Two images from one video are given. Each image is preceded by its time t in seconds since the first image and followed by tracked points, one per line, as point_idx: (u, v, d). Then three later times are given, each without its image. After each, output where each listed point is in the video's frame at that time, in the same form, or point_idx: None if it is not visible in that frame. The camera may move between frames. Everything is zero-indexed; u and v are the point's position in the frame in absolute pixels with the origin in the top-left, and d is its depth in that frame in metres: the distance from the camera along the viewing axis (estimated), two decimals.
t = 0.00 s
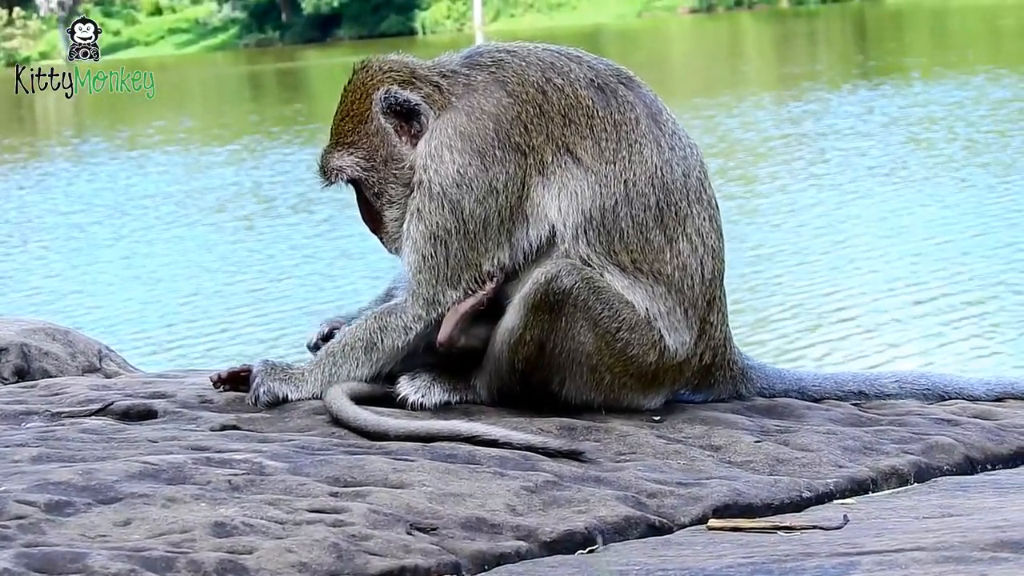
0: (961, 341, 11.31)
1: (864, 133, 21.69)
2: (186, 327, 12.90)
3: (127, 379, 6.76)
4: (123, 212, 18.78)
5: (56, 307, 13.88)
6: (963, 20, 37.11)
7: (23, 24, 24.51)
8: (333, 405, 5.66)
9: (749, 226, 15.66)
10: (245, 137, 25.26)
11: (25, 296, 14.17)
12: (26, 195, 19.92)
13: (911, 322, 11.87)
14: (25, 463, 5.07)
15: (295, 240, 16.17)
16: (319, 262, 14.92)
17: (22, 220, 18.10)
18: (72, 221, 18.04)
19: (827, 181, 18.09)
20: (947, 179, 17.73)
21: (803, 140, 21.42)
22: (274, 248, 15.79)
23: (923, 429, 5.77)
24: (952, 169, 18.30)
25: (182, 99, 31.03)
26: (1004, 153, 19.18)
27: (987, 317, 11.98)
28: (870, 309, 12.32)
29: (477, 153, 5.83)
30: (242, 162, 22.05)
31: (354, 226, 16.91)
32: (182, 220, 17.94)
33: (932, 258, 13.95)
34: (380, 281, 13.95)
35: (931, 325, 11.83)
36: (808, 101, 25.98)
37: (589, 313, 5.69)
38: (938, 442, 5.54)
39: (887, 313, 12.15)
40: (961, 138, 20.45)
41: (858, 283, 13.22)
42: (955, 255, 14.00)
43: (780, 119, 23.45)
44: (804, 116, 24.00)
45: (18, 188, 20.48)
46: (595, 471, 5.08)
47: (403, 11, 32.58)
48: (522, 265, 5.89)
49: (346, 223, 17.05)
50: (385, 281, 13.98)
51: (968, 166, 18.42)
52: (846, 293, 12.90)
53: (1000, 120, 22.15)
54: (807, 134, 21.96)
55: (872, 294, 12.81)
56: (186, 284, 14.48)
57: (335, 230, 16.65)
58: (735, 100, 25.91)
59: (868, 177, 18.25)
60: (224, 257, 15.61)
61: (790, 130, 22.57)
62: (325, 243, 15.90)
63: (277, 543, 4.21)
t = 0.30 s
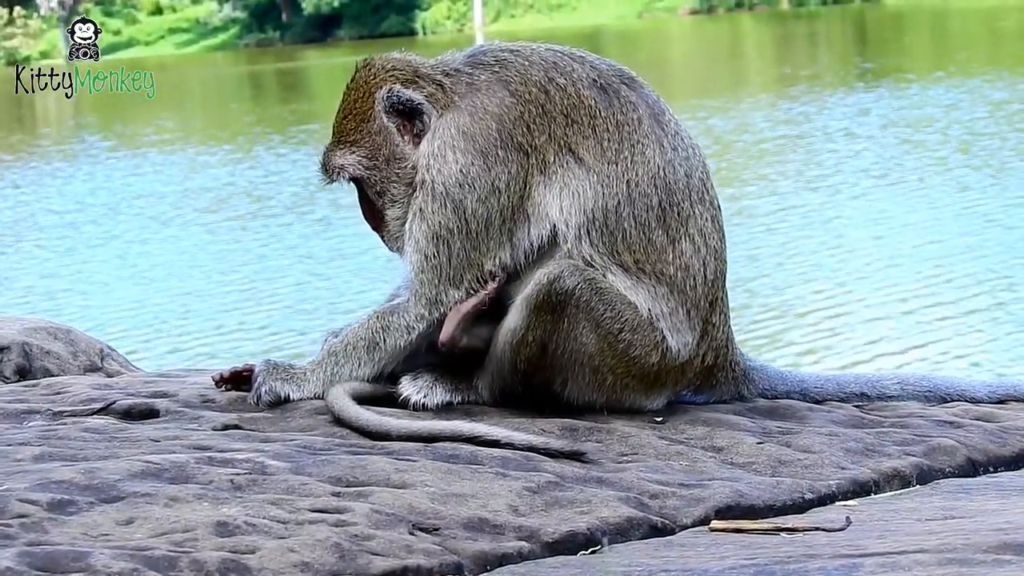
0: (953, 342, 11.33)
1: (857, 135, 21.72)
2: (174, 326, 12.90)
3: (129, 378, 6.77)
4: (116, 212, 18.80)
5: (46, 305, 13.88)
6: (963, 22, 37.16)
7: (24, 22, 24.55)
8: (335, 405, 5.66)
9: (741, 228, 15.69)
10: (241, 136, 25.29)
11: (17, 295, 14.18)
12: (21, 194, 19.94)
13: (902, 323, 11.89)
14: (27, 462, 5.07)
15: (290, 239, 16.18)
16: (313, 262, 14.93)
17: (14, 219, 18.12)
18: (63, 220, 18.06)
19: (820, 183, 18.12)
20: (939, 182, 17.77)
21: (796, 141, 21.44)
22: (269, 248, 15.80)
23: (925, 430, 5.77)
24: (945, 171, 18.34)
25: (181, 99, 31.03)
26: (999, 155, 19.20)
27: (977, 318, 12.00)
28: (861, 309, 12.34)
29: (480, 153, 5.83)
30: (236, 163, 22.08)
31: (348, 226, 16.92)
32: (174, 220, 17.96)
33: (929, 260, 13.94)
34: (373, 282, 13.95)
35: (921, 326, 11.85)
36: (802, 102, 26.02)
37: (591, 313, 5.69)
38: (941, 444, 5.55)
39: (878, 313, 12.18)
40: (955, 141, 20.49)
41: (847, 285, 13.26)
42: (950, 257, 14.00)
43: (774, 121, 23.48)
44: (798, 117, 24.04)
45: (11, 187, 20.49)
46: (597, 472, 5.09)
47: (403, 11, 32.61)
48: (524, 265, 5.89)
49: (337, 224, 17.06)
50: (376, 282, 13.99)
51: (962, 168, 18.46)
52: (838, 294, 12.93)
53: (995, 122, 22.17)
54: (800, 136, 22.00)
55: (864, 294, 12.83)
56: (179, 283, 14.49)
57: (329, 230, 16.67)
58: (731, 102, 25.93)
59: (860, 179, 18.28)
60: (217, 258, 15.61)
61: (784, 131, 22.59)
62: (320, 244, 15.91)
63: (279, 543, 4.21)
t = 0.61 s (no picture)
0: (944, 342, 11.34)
1: (855, 137, 21.70)
2: (165, 326, 12.89)
3: (133, 377, 6.77)
4: (111, 212, 18.79)
5: (39, 303, 13.87)
6: (965, 24, 37.16)
7: (26, 22, 24.59)
8: (338, 404, 5.66)
9: (738, 229, 15.68)
10: (239, 136, 25.29)
11: (14, 294, 14.21)
12: (18, 193, 19.97)
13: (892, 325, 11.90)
14: (31, 460, 5.07)
15: (287, 238, 16.16)
16: (308, 261, 14.92)
17: (9, 219, 18.11)
18: (57, 220, 18.05)
19: (815, 184, 18.11)
20: (935, 183, 17.76)
21: (793, 142, 21.43)
22: (266, 248, 15.79)
23: (929, 432, 5.76)
24: (940, 173, 18.32)
25: (182, 98, 31.04)
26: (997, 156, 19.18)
27: (967, 318, 12.01)
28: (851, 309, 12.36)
29: (483, 152, 5.83)
30: (233, 163, 22.08)
31: (345, 226, 16.91)
32: (168, 220, 17.97)
33: (928, 261, 13.92)
34: (368, 282, 13.94)
35: (910, 327, 11.86)
36: (800, 103, 26.02)
37: (595, 313, 5.69)
38: (944, 446, 5.55)
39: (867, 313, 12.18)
40: (952, 142, 20.48)
41: (837, 286, 13.25)
42: (948, 259, 13.99)
43: (772, 121, 23.45)
44: (797, 119, 24.02)
45: (7, 186, 20.49)
46: (601, 472, 5.08)
47: (405, 12, 32.66)
48: (527, 264, 5.89)
49: (333, 223, 17.05)
50: (369, 284, 13.96)
51: (959, 170, 18.44)
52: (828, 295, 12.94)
53: (993, 124, 22.16)
54: (798, 137, 21.98)
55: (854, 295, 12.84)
56: (176, 283, 14.52)
57: (326, 230, 16.66)
58: (730, 103, 25.94)
59: (854, 181, 18.27)
60: (213, 258, 15.60)
61: (782, 131, 22.58)
62: (317, 244, 15.91)
63: (283, 542, 4.21)
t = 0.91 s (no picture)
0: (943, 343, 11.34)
1: (852, 137, 21.70)
2: (160, 326, 12.90)
3: (137, 377, 6.77)
4: (106, 211, 18.81)
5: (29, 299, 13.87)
6: (967, 24, 37.17)
7: (28, 20, 24.62)
8: (342, 405, 5.66)
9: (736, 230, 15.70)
10: (238, 135, 25.31)
11: (11, 293, 14.24)
12: (16, 192, 19.99)
13: (891, 326, 11.89)
14: (36, 460, 5.08)
15: (281, 239, 16.16)
16: (303, 261, 14.94)
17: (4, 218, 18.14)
18: (53, 220, 18.08)
19: (812, 184, 18.10)
20: (933, 184, 17.76)
21: (791, 142, 21.44)
22: (260, 250, 15.77)
23: (933, 434, 5.76)
24: (936, 174, 18.32)
25: (184, 97, 31.06)
26: (996, 157, 19.18)
27: (959, 318, 12.02)
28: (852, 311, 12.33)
29: (488, 153, 5.83)
30: (229, 163, 22.11)
31: (340, 226, 16.90)
32: (163, 220, 18.01)
33: (925, 262, 13.93)
34: (364, 283, 13.94)
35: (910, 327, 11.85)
36: (799, 103, 26.00)
37: (599, 315, 5.69)
38: (949, 447, 5.54)
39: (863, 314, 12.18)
40: (950, 143, 20.47)
41: (831, 286, 13.26)
42: (946, 259, 13.99)
43: (770, 121, 23.47)
44: (795, 118, 24.02)
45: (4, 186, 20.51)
46: (605, 473, 5.08)
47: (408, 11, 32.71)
48: (531, 266, 5.89)
49: (329, 223, 17.06)
50: (366, 283, 13.97)
51: (955, 171, 18.43)
52: (828, 295, 12.92)
53: (991, 124, 22.17)
54: (795, 136, 21.99)
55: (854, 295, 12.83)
56: (172, 283, 14.54)
57: (323, 229, 16.68)
58: (728, 103, 25.97)
59: (850, 181, 18.27)
60: (208, 258, 15.59)
61: (779, 131, 22.60)
62: (313, 243, 15.93)
63: (287, 542, 4.22)
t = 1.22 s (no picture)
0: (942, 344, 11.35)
1: (852, 140, 21.74)
2: (159, 330, 12.93)
3: (144, 378, 6.79)
4: (105, 214, 18.89)
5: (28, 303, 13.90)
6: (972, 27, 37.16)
7: (34, 24, 24.69)
8: (349, 406, 5.66)
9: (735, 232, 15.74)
10: (239, 139, 25.39)
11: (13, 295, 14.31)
12: (18, 196, 20.07)
13: (890, 329, 11.90)
14: (42, 461, 5.09)
15: (284, 241, 16.21)
16: (304, 264, 14.98)
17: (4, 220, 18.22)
18: (52, 223, 18.16)
19: (811, 186, 18.12)
20: (933, 187, 17.77)
21: (791, 145, 21.46)
22: (263, 255, 15.80)
23: (939, 435, 5.76)
24: (936, 177, 18.33)
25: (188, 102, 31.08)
26: (998, 160, 19.19)
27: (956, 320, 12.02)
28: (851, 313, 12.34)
29: (495, 154, 5.83)
30: (229, 167, 22.18)
31: (341, 229, 16.94)
32: (161, 224, 18.09)
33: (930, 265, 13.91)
34: (365, 287, 13.97)
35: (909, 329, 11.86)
36: (803, 106, 26.00)
37: (606, 316, 5.69)
38: (955, 448, 5.55)
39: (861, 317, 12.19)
40: (950, 146, 20.48)
41: (831, 289, 13.29)
42: (948, 262, 13.98)
43: (770, 125, 23.48)
44: (797, 121, 24.05)
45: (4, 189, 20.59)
46: (612, 474, 5.08)
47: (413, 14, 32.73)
48: (538, 268, 5.90)
49: (329, 226, 17.10)
50: (365, 287, 14.01)
51: (955, 174, 18.42)
52: (827, 300, 12.92)
53: (991, 127, 22.19)
54: (795, 139, 22.01)
55: (853, 298, 12.83)
56: (170, 288, 14.61)
57: (324, 233, 16.73)
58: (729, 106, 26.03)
59: (850, 184, 18.30)
60: (210, 262, 15.63)
61: (777, 134, 22.63)
62: (314, 247, 15.98)
63: (295, 542, 4.22)
